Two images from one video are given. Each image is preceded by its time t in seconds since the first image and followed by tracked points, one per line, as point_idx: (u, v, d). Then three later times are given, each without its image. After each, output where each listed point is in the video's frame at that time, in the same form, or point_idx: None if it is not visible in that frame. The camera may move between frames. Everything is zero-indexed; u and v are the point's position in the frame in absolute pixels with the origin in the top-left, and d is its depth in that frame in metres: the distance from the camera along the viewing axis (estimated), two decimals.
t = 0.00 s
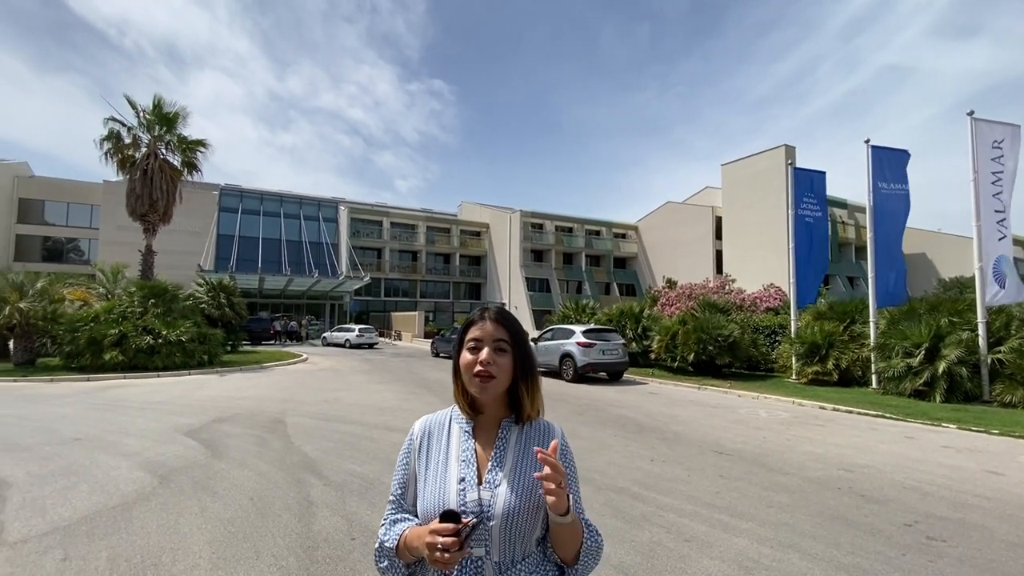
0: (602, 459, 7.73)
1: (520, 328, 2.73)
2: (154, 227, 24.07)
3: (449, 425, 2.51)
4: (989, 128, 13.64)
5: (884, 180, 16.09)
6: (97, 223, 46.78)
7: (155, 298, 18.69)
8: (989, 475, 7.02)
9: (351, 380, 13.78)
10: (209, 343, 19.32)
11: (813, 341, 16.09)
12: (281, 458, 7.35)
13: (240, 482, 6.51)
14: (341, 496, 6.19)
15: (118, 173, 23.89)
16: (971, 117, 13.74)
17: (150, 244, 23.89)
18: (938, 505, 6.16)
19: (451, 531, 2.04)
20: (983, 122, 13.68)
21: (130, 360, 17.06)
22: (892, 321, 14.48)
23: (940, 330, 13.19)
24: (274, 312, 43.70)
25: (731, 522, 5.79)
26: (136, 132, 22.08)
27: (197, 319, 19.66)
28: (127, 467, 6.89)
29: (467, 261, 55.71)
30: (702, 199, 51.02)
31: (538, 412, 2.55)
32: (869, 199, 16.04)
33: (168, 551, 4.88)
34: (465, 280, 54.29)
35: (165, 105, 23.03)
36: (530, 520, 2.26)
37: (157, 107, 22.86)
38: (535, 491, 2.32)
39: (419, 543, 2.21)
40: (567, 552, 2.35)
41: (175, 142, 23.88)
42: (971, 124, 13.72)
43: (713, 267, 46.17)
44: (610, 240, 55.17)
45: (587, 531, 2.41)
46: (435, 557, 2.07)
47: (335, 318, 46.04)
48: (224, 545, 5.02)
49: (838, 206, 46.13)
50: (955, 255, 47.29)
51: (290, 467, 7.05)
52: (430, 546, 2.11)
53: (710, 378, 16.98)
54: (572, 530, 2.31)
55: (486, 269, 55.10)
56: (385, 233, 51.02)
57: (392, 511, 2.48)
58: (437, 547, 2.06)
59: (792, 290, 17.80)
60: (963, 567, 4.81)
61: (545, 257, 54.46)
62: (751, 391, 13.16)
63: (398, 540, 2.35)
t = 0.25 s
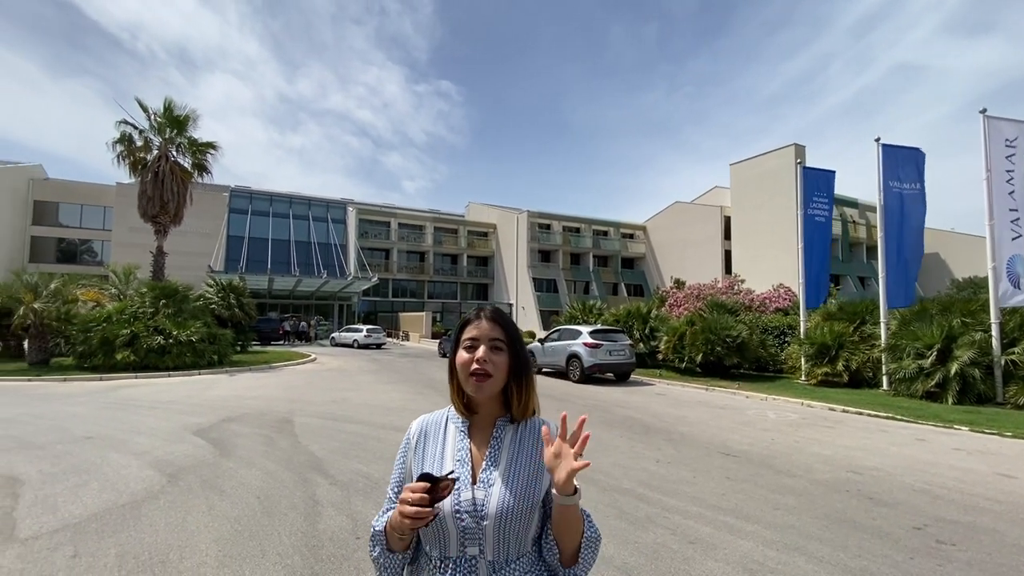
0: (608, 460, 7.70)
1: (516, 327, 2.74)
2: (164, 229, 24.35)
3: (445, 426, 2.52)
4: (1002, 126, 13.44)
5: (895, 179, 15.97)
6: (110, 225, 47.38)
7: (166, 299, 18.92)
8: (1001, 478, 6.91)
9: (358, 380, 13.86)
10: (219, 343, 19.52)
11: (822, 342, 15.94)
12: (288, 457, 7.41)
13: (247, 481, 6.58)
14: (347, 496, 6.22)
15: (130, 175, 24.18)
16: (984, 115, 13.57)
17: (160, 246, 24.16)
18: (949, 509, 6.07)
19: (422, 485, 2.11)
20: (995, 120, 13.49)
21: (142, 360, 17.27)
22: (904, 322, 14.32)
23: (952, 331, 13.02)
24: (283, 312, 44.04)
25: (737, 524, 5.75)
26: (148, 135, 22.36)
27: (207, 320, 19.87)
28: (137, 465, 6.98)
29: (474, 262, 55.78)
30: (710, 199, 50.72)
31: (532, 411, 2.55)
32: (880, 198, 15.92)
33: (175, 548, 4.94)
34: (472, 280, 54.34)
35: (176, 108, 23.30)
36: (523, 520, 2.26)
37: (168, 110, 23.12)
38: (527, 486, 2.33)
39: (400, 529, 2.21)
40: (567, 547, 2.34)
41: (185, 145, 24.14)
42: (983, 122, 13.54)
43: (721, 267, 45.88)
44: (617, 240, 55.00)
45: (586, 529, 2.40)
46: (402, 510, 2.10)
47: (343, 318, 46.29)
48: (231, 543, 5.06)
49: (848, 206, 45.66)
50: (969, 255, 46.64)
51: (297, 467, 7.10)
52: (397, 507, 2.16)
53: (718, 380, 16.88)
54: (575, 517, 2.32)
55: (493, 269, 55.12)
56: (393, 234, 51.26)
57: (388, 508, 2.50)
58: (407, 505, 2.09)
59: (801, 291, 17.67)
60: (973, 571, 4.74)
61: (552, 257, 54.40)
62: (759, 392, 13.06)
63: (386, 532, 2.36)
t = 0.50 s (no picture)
0: (614, 461, 7.69)
1: (516, 328, 2.74)
2: (176, 230, 24.62)
3: (441, 424, 2.52)
4: (1017, 123, 13.23)
5: (907, 178, 15.82)
6: (123, 226, 47.98)
7: (177, 299, 19.13)
8: (1015, 482, 6.80)
9: (366, 380, 13.93)
10: (229, 344, 19.71)
11: (833, 343, 15.76)
12: (296, 456, 7.48)
13: (255, 480, 6.64)
14: (352, 495, 6.26)
15: (143, 178, 24.48)
16: (999, 113, 13.34)
17: (172, 247, 24.43)
18: (961, 512, 5.97)
19: (410, 501, 2.10)
20: (1010, 117, 13.27)
21: (153, 360, 17.48)
22: (916, 323, 14.15)
23: (965, 332, 12.83)
24: (293, 313, 44.36)
25: (743, 526, 5.70)
26: (160, 138, 22.64)
27: (217, 320, 20.07)
28: (147, 463, 7.09)
29: (482, 263, 55.85)
30: (719, 199, 50.40)
31: (530, 411, 2.56)
32: (892, 198, 15.78)
33: (183, 546, 4.99)
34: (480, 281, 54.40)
35: (187, 111, 23.57)
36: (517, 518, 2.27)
37: (179, 113, 23.38)
38: (521, 487, 2.33)
39: (393, 537, 2.20)
40: (562, 546, 2.35)
41: (197, 147, 24.42)
42: (998, 119, 13.32)
43: (730, 267, 45.57)
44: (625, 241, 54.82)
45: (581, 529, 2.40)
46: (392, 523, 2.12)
47: (352, 319, 46.50)
48: (238, 541, 5.11)
49: (860, 206, 45.20)
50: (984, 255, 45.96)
51: (304, 466, 7.16)
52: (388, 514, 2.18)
53: (727, 381, 16.76)
54: (572, 530, 2.29)
55: (500, 270, 55.14)
56: (401, 235, 51.51)
57: (383, 509, 2.49)
58: (397, 519, 2.10)
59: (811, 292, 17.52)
60: None
61: (560, 258, 54.33)
62: (768, 394, 12.95)
63: (382, 537, 2.34)
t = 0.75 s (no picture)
0: (619, 462, 7.67)
1: (515, 327, 2.75)
2: (184, 231, 24.83)
3: (441, 424, 2.52)
4: None
5: (916, 178, 15.75)
6: (133, 228, 48.45)
7: (185, 300, 19.30)
8: None
9: (372, 380, 13.98)
10: (237, 344, 19.85)
11: (841, 344, 15.65)
12: (301, 456, 7.52)
13: (261, 480, 6.67)
14: (357, 495, 6.28)
15: (152, 179, 24.71)
16: (1010, 112, 13.17)
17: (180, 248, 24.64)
18: (970, 515, 5.89)
19: (409, 497, 2.10)
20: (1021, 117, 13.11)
21: (162, 360, 17.64)
22: (925, 324, 14.03)
23: (975, 333, 12.69)
24: (300, 314, 44.60)
25: (749, 529, 5.66)
26: (168, 140, 22.85)
27: (225, 321, 20.22)
28: (155, 463, 7.15)
29: (488, 263, 55.90)
30: (726, 199, 50.17)
31: (530, 409, 2.57)
32: (900, 198, 15.72)
33: (189, 545, 5.02)
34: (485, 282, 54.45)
35: (196, 113, 23.77)
36: (517, 516, 2.27)
37: (188, 115, 23.59)
38: (522, 485, 2.33)
39: (393, 534, 2.20)
40: (562, 545, 2.34)
41: (205, 149, 24.62)
42: (1009, 119, 13.16)
43: (737, 267, 45.32)
44: (631, 241, 54.67)
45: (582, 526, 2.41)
46: (392, 519, 2.12)
47: (359, 320, 46.67)
48: (243, 540, 5.14)
49: (869, 206, 44.85)
50: (995, 255, 45.45)
51: (310, 465, 7.20)
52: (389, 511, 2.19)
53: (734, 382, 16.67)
54: (571, 528, 2.28)
55: (506, 271, 55.16)
56: (407, 236, 51.67)
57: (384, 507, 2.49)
58: (396, 516, 2.10)
59: (818, 293, 17.43)
60: None
61: (565, 258, 54.28)
62: (775, 395, 12.87)
63: (384, 537, 2.34)
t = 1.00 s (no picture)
0: (623, 463, 7.65)
1: (514, 327, 2.75)
2: (192, 233, 25.04)
3: (441, 423, 2.53)
4: None
5: (924, 177, 15.67)
6: (142, 229, 48.91)
7: (194, 301, 19.46)
8: None
9: (378, 381, 14.04)
10: (244, 345, 19.99)
11: (849, 346, 15.57)
12: (307, 456, 7.55)
13: (267, 479, 6.72)
14: (361, 495, 6.31)
15: (160, 182, 24.94)
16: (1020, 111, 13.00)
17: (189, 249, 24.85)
18: (979, 519, 5.82)
19: (410, 499, 2.10)
20: None
21: (170, 361, 17.79)
22: (934, 326, 13.92)
23: (985, 335, 12.55)
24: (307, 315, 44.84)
25: (753, 531, 5.63)
26: (177, 142, 23.06)
27: (232, 322, 20.37)
28: (163, 462, 7.21)
29: (494, 264, 55.94)
30: (733, 200, 49.94)
31: (529, 410, 2.57)
32: (908, 197, 15.65)
33: (195, 543, 5.06)
34: (491, 283, 54.49)
35: (204, 115, 23.99)
36: (514, 516, 2.27)
37: (196, 118, 23.80)
38: (520, 485, 2.33)
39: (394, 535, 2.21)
40: (559, 547, 2.34)
41: (213, 151, 24.82)
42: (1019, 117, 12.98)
43: (744, 268, 45.07)
44: (637, 242, 54.52)
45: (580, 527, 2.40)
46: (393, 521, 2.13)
47: (365, 321, 46.83)
48: (249, 539, 5.17)
49: (877, 206, 44.50)
50: (1006, 255, 44.96)
51: (315, 465, 7.24)
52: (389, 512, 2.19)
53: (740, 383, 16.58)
54: (568, 534, 2.29)
55: (512, 272, 55.17)
56: (413, 237, 51.84)
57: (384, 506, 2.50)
58: (397, 518, 2.11)
59: (825, 294, 17.33)
60: None
61: (571, 259, 54.22)
62: (782, 397, 12.78)
63: (383, 534, 2.35)
